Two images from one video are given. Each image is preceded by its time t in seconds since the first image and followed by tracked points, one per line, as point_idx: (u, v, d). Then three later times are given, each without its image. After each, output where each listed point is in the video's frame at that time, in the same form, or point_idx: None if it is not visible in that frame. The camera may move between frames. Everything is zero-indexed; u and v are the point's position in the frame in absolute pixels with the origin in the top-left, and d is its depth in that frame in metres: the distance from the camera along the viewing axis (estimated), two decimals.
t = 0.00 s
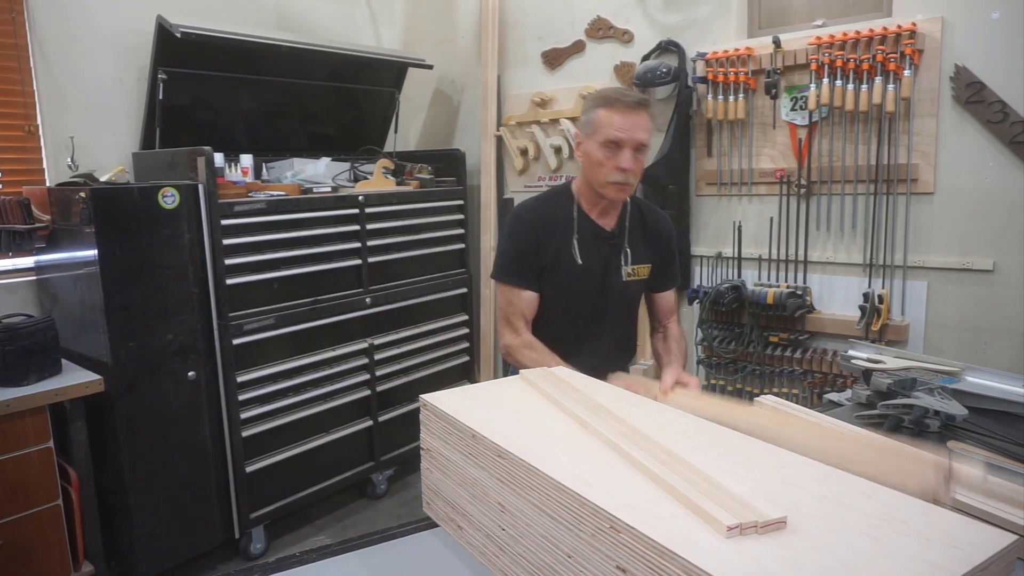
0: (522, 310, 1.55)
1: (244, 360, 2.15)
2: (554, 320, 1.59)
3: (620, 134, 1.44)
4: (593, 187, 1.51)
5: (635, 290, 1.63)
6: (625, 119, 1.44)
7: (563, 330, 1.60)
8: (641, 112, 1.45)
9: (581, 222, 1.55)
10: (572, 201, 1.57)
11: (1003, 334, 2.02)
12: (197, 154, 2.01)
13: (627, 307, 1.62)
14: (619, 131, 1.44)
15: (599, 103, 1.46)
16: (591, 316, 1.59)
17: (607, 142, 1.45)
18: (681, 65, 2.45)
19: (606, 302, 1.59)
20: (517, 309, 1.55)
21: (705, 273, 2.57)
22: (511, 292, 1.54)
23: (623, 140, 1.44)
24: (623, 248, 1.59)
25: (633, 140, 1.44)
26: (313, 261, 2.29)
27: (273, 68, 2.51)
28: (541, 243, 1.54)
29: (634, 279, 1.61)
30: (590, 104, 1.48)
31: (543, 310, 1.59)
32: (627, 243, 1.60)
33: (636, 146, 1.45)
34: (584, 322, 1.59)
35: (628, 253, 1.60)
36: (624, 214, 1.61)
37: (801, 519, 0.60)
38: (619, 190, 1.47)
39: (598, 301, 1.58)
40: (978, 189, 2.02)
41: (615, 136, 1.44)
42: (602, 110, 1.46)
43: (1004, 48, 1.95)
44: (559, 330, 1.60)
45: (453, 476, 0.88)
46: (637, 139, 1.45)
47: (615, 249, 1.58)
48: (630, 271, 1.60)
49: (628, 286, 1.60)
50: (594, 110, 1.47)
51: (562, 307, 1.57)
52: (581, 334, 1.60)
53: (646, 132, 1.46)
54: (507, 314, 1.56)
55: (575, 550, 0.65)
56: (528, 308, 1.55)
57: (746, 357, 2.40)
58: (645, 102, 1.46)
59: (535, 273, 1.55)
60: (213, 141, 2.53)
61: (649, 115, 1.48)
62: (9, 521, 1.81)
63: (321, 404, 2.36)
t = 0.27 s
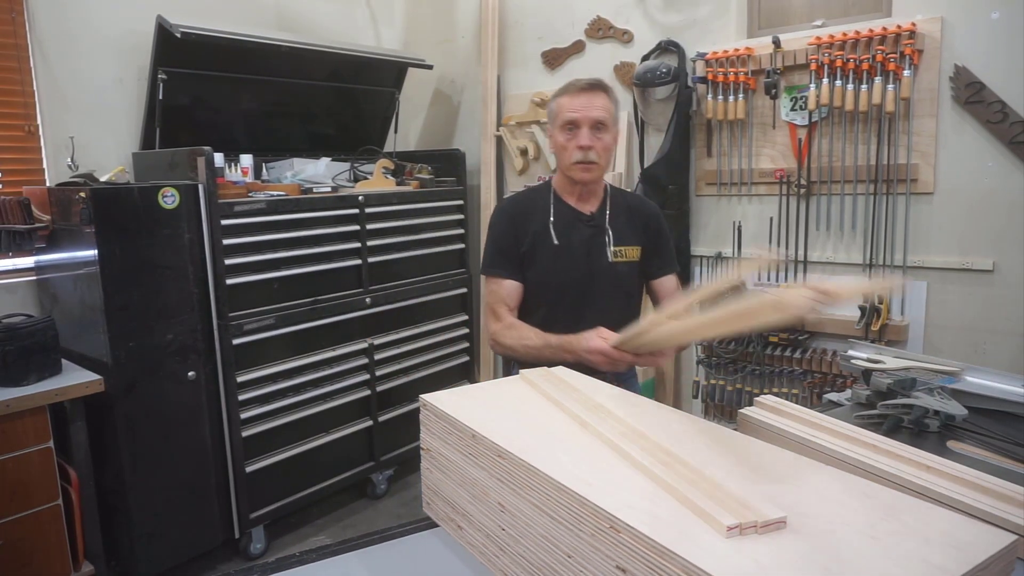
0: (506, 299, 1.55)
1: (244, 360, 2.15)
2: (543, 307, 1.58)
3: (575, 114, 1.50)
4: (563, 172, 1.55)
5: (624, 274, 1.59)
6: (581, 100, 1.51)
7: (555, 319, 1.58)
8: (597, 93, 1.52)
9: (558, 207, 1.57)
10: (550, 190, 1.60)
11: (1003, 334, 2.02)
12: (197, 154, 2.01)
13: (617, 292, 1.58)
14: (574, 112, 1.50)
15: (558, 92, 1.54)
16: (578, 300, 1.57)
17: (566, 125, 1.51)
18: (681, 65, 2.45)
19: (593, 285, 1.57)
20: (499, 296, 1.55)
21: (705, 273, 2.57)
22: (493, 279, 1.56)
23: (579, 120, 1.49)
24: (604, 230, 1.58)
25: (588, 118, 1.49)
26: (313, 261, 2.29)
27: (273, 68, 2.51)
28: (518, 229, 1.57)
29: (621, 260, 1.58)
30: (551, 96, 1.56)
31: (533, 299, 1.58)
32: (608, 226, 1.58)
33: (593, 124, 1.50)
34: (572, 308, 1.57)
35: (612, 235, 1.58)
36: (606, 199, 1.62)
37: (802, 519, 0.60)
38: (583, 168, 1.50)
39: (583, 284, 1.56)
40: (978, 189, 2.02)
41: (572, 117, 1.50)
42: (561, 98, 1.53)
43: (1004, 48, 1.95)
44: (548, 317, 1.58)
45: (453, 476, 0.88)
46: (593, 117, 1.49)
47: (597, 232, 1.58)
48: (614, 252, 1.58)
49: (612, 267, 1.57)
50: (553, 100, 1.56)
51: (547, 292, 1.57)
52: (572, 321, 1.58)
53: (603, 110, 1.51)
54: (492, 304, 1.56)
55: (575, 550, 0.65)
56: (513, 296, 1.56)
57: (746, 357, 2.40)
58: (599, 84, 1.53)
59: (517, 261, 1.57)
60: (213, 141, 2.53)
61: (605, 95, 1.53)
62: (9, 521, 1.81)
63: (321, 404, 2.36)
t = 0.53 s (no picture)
0: (497, 304, 1.58)
1: (244, 360, 2.15)
2: (535, 306, 1.58)
3: (545, 115, 1.51)
4: (545, 173, 1.57)
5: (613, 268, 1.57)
6: (551, 99, 1.52)
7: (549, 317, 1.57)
8: (566, 90, 1.52)
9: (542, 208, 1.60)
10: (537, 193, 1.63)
11: (1003, 334, 2.02)
12: (197, 154, 2.01)
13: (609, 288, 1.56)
14: (545, 112, 1.52)
15: (530, 95, 1.57)
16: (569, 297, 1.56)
17: (539, 126, 1.53)
18: (681, 65, 2.45)
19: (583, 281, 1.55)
20: (492, 303, 1.59)
21: (705, 273, 2.57)
22: (485, 285, 1.60)
23: (550, 119, 1.51)
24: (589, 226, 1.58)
25: (559, 116, 1.51)
26: (313, 261, 2.29)
27: (273, 69, 2.51)
28: (504, 233, 1.60)
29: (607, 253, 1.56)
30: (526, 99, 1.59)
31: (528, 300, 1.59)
32: (592, 221, 1.59)
33: (565, 121, 1.51)
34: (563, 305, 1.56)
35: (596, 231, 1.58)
36: (592, 195, 1.62)
37: (801, 519, 0.60)
38: (561, 166, 1.52)
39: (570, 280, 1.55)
40: (978, 189, 2.02)
41: (543, 118, 1.52)
42: (534, 100, 1.56)
43: (1004, 49, 1.95)
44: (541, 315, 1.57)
45: (453, 476, 0.88)
46: (563, 114, 1.50)
47: (582, 229, 1.58)
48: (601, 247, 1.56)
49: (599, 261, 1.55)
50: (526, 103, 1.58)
51: (538, 292, 1.57)
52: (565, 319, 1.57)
53: (574, 105, 1.52)
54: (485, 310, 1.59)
55: (575, 550, 0.65)
56: (504, 300, 1.59)
57: (746, 357, 2.40)
58: (568, 81, 1.53)
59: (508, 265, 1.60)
60: (213, 141, 2.53)
61: (575, 91, 1.53)
62: (9, 521, 1.81)
63: (321, 404, 2.36)
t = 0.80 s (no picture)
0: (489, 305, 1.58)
1: (243, 360, 2.15)
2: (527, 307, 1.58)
3: (528, 116, 1.51)
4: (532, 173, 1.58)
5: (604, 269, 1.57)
6: (534, 100, 1.51)
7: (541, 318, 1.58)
8: (551, 90, 1.51)
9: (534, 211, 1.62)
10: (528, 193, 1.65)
11: (1004, 334, 2.02)
12: (197, 154, 2.01)
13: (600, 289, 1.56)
14: (527, 113, 1.51)
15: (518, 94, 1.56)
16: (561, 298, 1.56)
17: (523, 127, 1.53)
18: (681, 65, 2.45)
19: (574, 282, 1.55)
20: (483, 303, 1.59)
21: (705, 273, 2.57)
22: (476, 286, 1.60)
23: (532, 120, 1.51)
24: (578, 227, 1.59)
25: (541, 118, 1.50)
26: (313, 261, 2.29)
27: (273, 69, 2.51)
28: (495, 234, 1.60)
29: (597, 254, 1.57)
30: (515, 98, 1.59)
31: (520, 300, 1.60)
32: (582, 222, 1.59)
33: (548, 122, 1.50)
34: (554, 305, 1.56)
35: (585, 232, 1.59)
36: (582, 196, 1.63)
37: (801, 519, 0.60)
38: (544, 167, 1.52)
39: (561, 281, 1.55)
40: (978, 189, 2.02)
41: (526, 119, 1.52)
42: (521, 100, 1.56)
43: (1004, 49, 1.95)
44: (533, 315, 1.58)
45: (453, 476, 0.88)
46: (546, 115, 1.49)
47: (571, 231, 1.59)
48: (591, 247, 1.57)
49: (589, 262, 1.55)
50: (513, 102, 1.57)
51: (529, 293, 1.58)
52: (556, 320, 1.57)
53: (557, 106, 1.50)
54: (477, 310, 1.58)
55: (575, 550, 0.65)
56: (496, 301, 1.58)
57: (746, 357, 2.40)
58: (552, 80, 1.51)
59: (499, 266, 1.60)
60: (213, 141, 2.53)
61: (560, 90, 1.51)
62: (9, 521, 1.81)
63: (321, 404, 2.36)
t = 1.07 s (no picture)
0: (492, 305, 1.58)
1: (243, 359, 2.15)
2: (527, 306, 1.59)
3: (531, 114, 1.54)
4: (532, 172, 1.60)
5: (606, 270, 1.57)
6: (539, 99, 1.55)
7: (540, 318, 1.58)
8: (555, 91, 1.55)
9: (535, 211, 1.60)
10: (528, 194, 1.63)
11: (1004, 334, 2.02)
12: (197, 154, 2.01)
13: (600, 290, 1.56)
14: (532, 112, 1.55)
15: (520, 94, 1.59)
16: (561, 299, 1.57)
17: (526, 126, 1.56)
18: (681, 65, 2.45)
19: (576, 283, 1.56)
20: (485, 303, 1.59)
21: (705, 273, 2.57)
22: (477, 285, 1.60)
23: (536, 119, 1.54)
24: (580, 228, 1.58)
25: (545, 116, 1.53)
26: (313, 261, 2.29)
27: (273, 69, 2.51)
28: (495, 234, 1.60)
29: (599, 256, 1.57)
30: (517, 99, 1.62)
31: (520, 299, 1.60)
32: (584, 223, 1.59)
33: (551, 121, 1.53)
34: (554, 306, 1.57)
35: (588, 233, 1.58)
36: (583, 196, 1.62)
37: (801, 519, 0.60)
38: (546, 164, 1.54)
39: (562, 284, 1.56)
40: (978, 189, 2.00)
41: (529, 118, 1.55)
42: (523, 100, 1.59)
43: (1004, 49, 1.95)
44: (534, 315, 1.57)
45: (453, 476, 0.88)
46: (549, 114, 1.53)
47: (574, 231, 1.57)
48: (592, 249, 1.57)
49: (591, 264, 1.56)
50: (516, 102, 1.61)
51: (529, 293, 1.58)
52: (555, 319, 1.57)
53: (561, 105, 1.53)
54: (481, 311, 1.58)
55: (575, 550, 0.65)
56: (497, 301, 1.59)
57: (746, 357, 2.40)
58: (558, 80, 1.55)
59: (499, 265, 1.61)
60: (213, 141, 2.53)
61: (565, 90, 1.55)
62: (9, 521, 1.81)
63: (321, 404, 2.36)
